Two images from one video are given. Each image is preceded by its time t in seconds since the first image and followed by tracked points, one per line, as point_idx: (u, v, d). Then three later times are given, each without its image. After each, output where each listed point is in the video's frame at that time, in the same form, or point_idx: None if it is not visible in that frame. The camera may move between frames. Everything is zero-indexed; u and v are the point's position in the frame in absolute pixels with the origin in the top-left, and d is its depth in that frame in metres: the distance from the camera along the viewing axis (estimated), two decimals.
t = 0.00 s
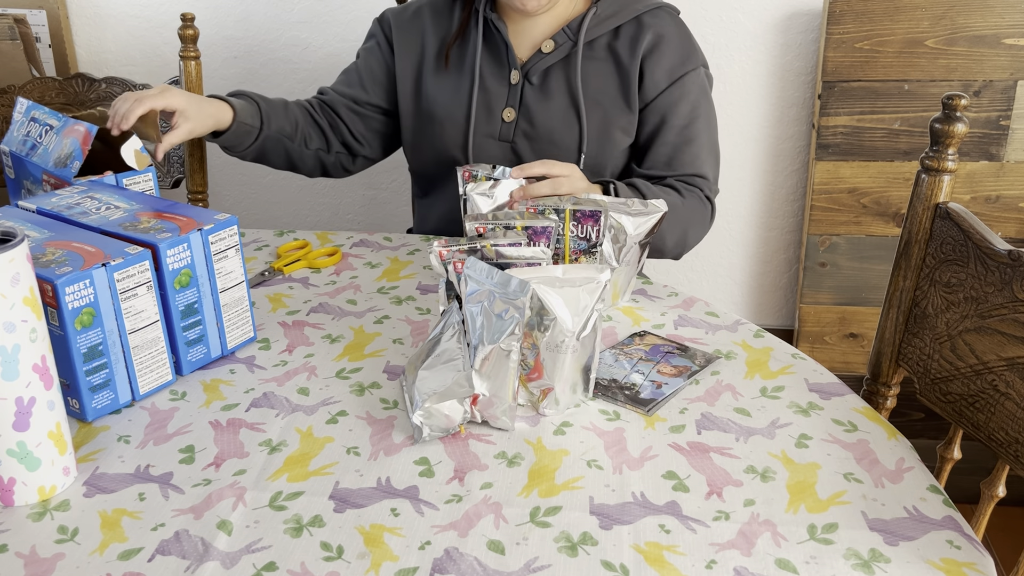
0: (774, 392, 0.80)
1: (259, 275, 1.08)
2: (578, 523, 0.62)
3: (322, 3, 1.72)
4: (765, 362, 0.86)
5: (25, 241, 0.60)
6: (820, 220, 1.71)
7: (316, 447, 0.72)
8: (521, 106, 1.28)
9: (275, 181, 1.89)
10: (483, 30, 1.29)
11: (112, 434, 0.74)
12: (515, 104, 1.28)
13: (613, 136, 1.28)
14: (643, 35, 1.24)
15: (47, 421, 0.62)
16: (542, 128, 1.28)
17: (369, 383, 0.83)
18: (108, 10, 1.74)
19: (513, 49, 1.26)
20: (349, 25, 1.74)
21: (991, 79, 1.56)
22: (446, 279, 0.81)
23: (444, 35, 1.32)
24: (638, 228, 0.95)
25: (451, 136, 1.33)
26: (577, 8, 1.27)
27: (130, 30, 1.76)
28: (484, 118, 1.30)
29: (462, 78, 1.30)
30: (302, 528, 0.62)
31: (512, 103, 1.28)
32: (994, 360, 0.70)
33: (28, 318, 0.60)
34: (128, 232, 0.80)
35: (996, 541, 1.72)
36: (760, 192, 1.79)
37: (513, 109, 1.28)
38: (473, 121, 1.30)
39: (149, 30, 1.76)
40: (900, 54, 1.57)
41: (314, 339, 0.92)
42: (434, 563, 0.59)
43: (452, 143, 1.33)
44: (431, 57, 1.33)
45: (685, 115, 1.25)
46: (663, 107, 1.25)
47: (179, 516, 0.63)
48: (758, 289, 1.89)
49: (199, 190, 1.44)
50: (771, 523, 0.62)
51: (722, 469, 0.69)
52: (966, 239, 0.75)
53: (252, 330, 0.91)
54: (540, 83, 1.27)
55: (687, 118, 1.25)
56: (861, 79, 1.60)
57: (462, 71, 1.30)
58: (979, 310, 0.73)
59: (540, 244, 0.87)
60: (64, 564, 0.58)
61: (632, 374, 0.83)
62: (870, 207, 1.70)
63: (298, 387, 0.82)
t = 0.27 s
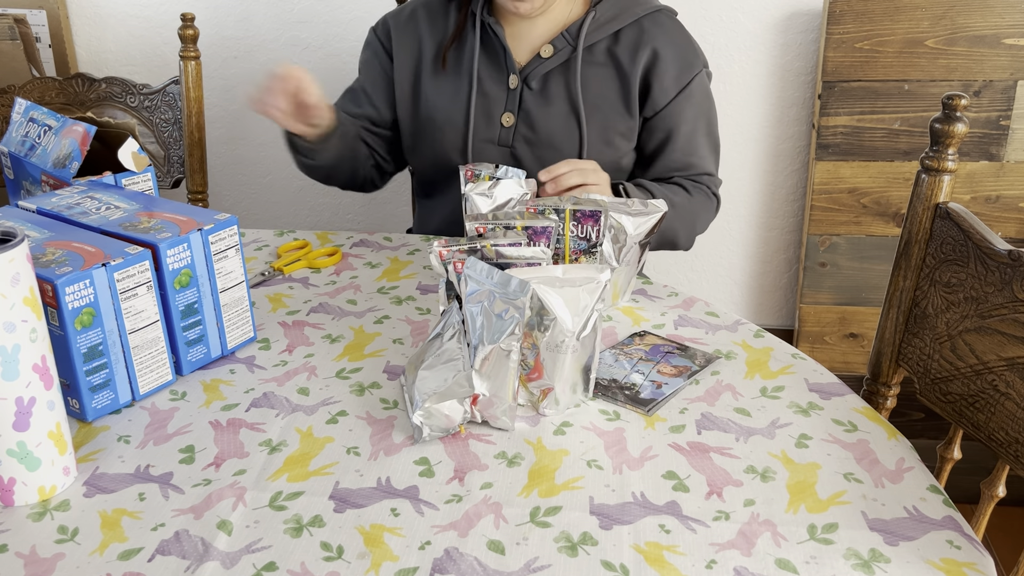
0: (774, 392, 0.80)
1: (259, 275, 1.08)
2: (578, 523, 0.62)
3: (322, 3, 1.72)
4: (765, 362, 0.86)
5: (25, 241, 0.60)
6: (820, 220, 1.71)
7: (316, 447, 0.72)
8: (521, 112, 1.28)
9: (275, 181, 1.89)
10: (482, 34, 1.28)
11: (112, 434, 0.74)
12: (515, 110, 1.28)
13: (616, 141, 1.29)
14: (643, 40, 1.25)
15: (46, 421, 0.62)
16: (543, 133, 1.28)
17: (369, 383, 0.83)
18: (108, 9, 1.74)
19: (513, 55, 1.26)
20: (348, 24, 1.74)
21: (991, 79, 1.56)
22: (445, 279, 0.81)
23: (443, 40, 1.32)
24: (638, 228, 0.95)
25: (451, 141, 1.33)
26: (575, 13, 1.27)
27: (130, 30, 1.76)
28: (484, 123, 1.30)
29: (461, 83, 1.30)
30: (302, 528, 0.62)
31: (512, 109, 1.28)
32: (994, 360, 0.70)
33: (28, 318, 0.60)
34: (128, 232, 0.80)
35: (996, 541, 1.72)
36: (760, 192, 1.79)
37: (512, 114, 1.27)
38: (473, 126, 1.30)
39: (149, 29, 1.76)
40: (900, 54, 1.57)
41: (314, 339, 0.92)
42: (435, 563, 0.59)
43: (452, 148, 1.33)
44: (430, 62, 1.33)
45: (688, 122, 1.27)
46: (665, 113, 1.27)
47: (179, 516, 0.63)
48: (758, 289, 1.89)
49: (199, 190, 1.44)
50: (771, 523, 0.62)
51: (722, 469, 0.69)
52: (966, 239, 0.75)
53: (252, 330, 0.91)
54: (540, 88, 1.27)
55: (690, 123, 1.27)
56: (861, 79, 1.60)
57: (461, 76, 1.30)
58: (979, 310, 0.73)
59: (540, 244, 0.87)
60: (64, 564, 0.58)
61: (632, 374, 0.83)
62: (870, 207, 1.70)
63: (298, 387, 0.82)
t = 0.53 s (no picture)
0: (774, 392, 0.80)
1: (259, 275, 1.08)
2: (578, 523, 0.62)
3: (322, 3, 1.72)
4: (765, 362, 0.86)
5: (25, 241, 0.60)
6: (820, 220, 1.71)
7: (317, 447, 0.72)
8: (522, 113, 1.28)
9: (275, 181, 1.89)
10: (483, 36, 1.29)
11: (113, 434, 0.74)
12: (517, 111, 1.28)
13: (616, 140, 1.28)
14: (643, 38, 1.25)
15: (46, 421, 0.62)
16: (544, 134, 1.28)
17: (369, 383, 0.83)
18: (107, 9, 1.74)
19: (513, 57, 1.26)
20: (348, 24, 1.74)
21: (991, 79, 1.56)
22: (445, 279, 0.81)
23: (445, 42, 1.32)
24: (639, 227, 0.95)
25: (452, 142, 1.33)
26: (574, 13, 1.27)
27: (130, 30, 1.76)
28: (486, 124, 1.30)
29: (462, 85, 1.30)
30: (302, 528, 0.62)
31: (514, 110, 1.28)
32: (994, 360, 0.70)
33: (28, 318, 0.60)
34: (128, 232, 0.80)
35: (996, 541, 1.72)
36: (760, 192, 1.79)
37: (513, 115, 1.27)
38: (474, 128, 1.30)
39: (149, 29, 1.76)
40: (900, 54, 1.57)
41: (314, 339, 0.92)
42: (434, 563, 0.59)
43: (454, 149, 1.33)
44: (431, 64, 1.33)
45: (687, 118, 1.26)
46: (664, 109, 1.26)
47: (179, 516, 0.63)
48: (758, 289, 1.89)
49: (199, 190, 1.44)
50: (771, 523, 0.62)
51: (722, 469, 0.69)
52: (966, 239, 0.75)
53: (252, 330, 0.91)
54: (541, 89, 1.27)
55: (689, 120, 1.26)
56: (861, 79, 1.60)
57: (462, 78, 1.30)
58: (979, 309, 0.73)
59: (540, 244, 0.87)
60: (64, 564, 0.58)
61: (632, 374, 0.83)
62: (870, 207, 1.69)
63: (298, 387, 0.82)
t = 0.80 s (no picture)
0: (774, 392, 0.80)
1: (259, 275, 1.08)
2: (578, 523, 0.62)
3: (322, 3, 1.72)
4: (765, 362, 0.86)
5: (25, 241, 0.60)
6: (820, 220, 1.71)
7: (317, 447, 0.72)
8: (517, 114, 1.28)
9: (275, 181, 1.89)
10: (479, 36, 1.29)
11: (113, 434, 0.74)
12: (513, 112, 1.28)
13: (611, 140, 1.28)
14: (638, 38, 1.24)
15: (46, 421, 0.62)
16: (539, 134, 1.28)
17: (369, 383, 0.83)
18: (107, 9, 1.74)
19: (509, 57, 1.26)
20: (348, 24, 1.74)
21: (991, 79, 1.56)
22: (445, 279, 0.81)
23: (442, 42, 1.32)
24: (638, 228, 0.95)
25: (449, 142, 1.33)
26: (572, 13, 1.27)
27: (130, 30, 1.76)
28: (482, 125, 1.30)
29: (457, 85, 1.30)
30: (302, 528, 0.62)
31: (509, 111, 1.28)
32: (994, 360, 0.70)
33: (28, 318, 0.60)
34: (128, 232, 0.80)
35: (996, 541, 1.72)
36: (760, 192, 1.79)
37: (509, 116, 1.28)
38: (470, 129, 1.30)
39: (149, 29, 1.76)
40: (900, 54, 1.57)
41: (314, 339, 0.92)
42: (434, 563, 0.59)
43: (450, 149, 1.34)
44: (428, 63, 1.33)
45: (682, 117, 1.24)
46: (657, 110, 1.25)
47: (179, 516, 0.63)
48: (758, 289, 1.89)
49: (198, 190, 1.44)
50: (771, 523, 0.62)
51: (722, 469, 0.69)
52: (966, 239, 0.75)
53: (252, 330, 0.91)
54: (536, 89, 1.27)
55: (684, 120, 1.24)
56: (861, 79, 1.60)
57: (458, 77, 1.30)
58: (979, 309, 0.73)
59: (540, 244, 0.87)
60: (64, 564, 0.58)
61: (632, 374, 0.83)
62: (870, 207, 1.69)
63: (298, 387, 0.82)
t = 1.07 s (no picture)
0: (774, 392, 0.80)
1: (259, 275, 1.08)
2: (578, 523, 0.62)
3: (322, 3, 1.72)
4: (765, 362, 0.86)
5: (25, 241, 0.60)
6: (820, 219, 1.71)
7: (317, 447, 0.72)
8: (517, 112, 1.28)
9: (275, 181, 1.89)
10: (478, 34, 1.29)
11: (113, 434, 0.74)
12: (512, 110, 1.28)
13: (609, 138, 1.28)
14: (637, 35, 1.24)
15: (46, 421, 0.62)
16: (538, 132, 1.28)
17: (369, 383, 0.83)
18: (107, 9, 1.74)
19: (508, 54, 1.26)
20: (348, 24, 1.74)
21: (991, 79, 1.56)
22: (445, 279, 0.81)
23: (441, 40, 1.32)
24: (638, 228, 0.95)
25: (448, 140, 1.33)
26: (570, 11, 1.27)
27: (130, 30, 1.76)
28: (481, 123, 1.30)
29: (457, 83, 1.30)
30: (302, 528, 0.62)
31: (509, 109, 1.28)
32: (994, 360, 0.70)
33: (28, 318, 0.60)
34: (128, 232, 0.80)
35: (996, 541, 1.72)
36: (760, 191, 1.79)
37: (508, 114, 1.28)
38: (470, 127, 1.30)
39: (149, 29, 1.76)
40: (900, 54, 1.57)
41: (314, 339, 0.92)
42: (434, 563, 0.59)
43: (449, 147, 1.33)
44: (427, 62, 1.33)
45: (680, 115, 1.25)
46: (657, 108, 1.25)
47: (179, 516, 0.63)
48: (758, 289, 1.89)
49: (198, 190, 1.44)
50: (771, 523, 0.62)
51: (722, 469, 0.69)
52: (966, 239, 0.75)
53: (252, 330, 0.91)
54: (535, 87, 1.27)
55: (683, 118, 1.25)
56: (861, 79, 1.60)
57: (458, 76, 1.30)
58: (979, 309, 0.73)
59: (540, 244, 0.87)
60: (64, 564, 0.58)
61: (632, 374, 0.83)
62: (870, 207, 1.69)
63: (298, 387, 0.82)
